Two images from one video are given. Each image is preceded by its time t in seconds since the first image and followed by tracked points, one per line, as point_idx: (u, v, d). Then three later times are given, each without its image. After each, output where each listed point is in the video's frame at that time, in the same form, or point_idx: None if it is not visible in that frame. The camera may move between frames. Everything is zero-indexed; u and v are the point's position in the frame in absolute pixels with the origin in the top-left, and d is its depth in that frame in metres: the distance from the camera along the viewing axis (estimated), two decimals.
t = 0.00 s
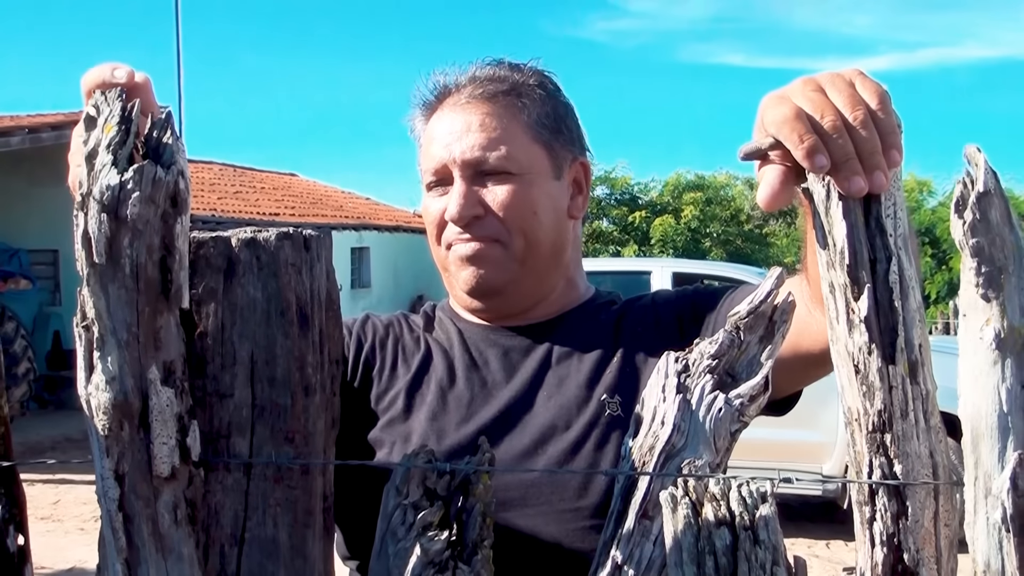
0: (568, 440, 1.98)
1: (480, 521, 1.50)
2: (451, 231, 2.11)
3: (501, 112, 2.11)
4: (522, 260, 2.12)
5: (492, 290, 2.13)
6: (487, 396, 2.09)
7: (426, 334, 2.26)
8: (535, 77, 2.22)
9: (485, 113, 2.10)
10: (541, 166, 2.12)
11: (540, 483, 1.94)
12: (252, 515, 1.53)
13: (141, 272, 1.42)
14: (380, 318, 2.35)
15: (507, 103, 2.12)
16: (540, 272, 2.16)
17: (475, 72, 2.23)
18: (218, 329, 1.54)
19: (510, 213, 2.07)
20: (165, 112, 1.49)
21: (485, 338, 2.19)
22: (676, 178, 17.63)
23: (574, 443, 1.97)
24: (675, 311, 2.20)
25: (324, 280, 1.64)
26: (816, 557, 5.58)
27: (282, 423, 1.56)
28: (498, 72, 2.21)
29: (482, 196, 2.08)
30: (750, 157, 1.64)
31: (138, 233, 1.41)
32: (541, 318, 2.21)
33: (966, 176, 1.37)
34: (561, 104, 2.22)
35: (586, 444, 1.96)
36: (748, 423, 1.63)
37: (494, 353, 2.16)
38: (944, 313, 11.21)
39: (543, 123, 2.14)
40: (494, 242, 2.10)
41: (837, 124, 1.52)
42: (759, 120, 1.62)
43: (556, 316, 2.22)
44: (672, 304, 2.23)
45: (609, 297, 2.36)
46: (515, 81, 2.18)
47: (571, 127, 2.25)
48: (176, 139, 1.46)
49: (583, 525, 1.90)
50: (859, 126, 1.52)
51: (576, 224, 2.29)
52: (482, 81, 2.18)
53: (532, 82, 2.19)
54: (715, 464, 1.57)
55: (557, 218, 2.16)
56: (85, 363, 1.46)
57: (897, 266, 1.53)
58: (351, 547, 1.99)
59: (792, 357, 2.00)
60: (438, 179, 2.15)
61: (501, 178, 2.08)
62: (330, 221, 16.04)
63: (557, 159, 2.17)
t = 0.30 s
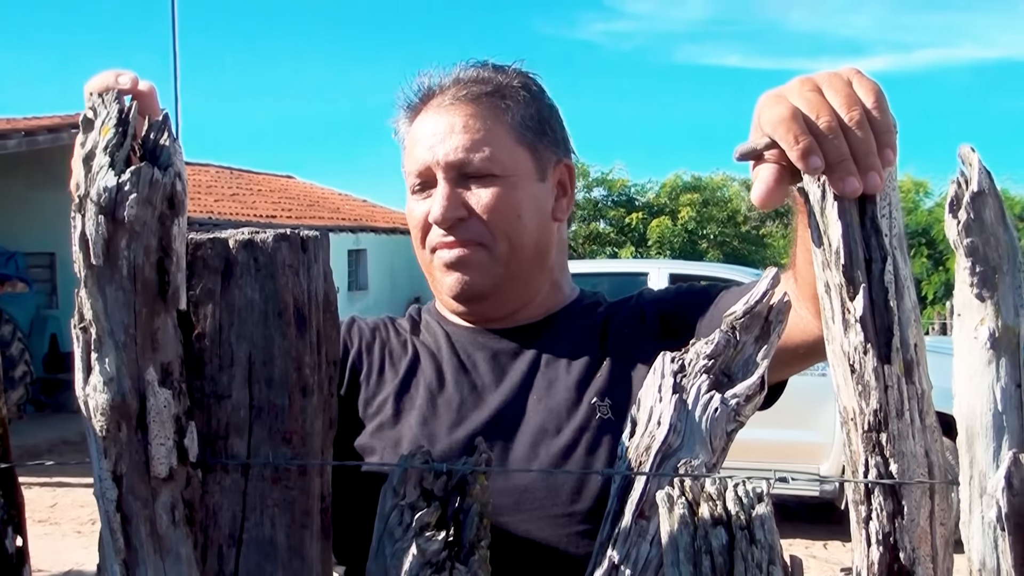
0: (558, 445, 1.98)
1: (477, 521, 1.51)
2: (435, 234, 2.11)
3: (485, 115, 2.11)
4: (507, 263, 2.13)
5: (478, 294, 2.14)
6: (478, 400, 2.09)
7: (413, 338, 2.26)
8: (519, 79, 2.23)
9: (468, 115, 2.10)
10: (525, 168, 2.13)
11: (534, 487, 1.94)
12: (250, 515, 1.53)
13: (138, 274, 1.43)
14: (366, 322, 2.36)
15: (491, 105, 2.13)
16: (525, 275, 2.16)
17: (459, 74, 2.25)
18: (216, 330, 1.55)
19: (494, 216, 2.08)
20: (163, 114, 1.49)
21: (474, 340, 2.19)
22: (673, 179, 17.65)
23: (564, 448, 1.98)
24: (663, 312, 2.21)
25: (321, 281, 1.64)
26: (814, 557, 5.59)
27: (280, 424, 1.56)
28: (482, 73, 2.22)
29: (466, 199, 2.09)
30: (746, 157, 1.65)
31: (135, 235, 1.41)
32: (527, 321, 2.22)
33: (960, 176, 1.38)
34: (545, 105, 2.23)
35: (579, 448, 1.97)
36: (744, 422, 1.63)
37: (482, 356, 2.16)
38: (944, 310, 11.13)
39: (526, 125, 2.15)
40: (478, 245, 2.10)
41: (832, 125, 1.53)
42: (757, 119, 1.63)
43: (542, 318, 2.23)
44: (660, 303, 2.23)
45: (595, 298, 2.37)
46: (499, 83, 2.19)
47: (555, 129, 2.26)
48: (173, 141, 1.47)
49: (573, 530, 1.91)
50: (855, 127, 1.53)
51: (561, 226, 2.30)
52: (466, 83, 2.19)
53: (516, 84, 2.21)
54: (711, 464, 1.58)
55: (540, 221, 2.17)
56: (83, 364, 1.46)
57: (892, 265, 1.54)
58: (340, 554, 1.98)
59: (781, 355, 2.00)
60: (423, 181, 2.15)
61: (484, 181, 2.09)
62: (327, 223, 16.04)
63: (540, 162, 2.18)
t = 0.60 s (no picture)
0: (536, 451, 1.98)
1: (474, 523, 1.52)
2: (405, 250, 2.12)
3: (449, 128, 2.12)
4: (479, 276, 2.14)
5: (453, 306, 2.16)
6: (455, 407, 2.09)
7: (391, 346, 2.26)
8: (482, 87, 2.24)
9: (432, 129, 2.11)
10: (492, 178, 2.14)
11: (514, 494, 1.94)
12: (248, 517, 1.53)
13: (135, 276, 1.43)
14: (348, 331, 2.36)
15: (455, 116, 2.13)
16: (497, 286, 2.18)
17: (423, 84, 2.26)
18: (213, 332, 1.55)
19: (462, 229, 2.09)
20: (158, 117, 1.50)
21: (450, 348, 2.19)
22: (670, 180, 17.67)
23: (542, 455, 1.98)
24: (638, 319, 2.22)
25: (319, 283, 1.64)
26: (811, 558, 5.60)
27: (277, 426, 1.56)
28: (445, 84, 2.23)
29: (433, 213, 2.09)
30: (742, 158, 1.65)
31: (132, 237, 1.42)
32: (505, 328, 2.23)
33: (955, 176, 1.39)
34: (509, 112, 2.23)
35: (557, 454, 1.97)
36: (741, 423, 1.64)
37: (459, 363, 2.16)
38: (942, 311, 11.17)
39: (491, 135, 2.16)
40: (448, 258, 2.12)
41: (828, 124, 1.53)
42: (753, 119, 1.63)
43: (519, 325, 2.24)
44: (636, 309, 2.24)
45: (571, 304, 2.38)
46: (462, 93, 2.20)
47: (521, 135, 2.27)
48: (169, 144, 1.47)
49: (549, 537, 1.90)
50: (852, 127, 1.53)
51: (533, 232, 2.31)
52: (427, 95, 2.20)
53: (478, 92, 2.21)
54: (708, 464, 1.58)
55: (510, 229, 2.18)
56: (80, 366, 1.46)
57: (888, 266, 1.54)
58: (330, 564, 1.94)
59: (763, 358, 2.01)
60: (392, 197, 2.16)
61: (452, 194, 2.09)
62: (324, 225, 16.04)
63: (507, 170, 2.19)
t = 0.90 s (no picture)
0: (522, 451, 1.98)
1: (474, 526, 1.51)
2: (389, 261, 2.13)
3: (427, 137, 2.11)
4: (463, 284, 2.15)
5: (438, 313, 2.16)
6: (441, 408, 2.09)
7: (384, 348, 2.25)
8: (459, 94, 2.24)
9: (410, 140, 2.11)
10: (473, 185, 2.14)
11: (500, 495, 1.94)
12: (247, 523, 1.53)
13: (133, 281, 1.43)
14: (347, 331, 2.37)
15: (432, 126, 2.13)
16: (484, 292, 2.18)
17: (399, 95, 2.26)
18: (211, 337, 1.54)
19: (443, 237, 2.09)
20: (155, 118, 1.48)
21: (436, 349, 2.19)
22: (668, 181, 17.66)
23: (527, 456, 1.98)
24: (624, 321, 2.22)
25: (316, 287, 1.64)
26: (810, 559, 5.60)
27: (276, 431, 1.56)
28: (422, 93, 2.24)
29: (415, 223, 2.10)
30: (741, 161, 1.65)
31: (130, 242, 1.41)
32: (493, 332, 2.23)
33: (953, 179, 1.38)
34: (487, 119, 2.23)
35: (543, 454, 1.97)
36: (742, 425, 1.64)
37: (445, 364, 2.16)
38: (937, 313, 11.31)
39: (471, 142, 2.15)
40: (431, 267, 2.12)
41: (828, 127, 1.53)
42: (754, 122, 1.62)
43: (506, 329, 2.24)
44: (624, 312, 2.24)
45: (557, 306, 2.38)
46: (439, 102, 2.20)
47: (503, 139, 2.26)
48: (167, 148, 1.46)
49: (538, 536, 1.90)
50: (851, 130, 1.53)
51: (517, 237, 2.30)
52: (404, 106, 2.20)
53: (455, 99, 2.22)
54: (709, 467, 1.57)
55: (492, 235, 2.18)
56: (78, 372, 1.44)
57: (888, 268, 1.54)
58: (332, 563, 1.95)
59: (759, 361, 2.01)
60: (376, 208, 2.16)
61: (433, 204, 2.10)
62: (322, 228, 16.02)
63: (489, 177, 2.18)
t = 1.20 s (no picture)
0: (542, 452, 1.99)
1: (475, 530, 1.52)
2: (408, 262, 2.14)
3: (443, 139, 2.11)
4: (481, 285, 2.15)
5: (456, 314, 2.16)
6: (459, 408, 2.09)
7: (404, 347, 2.24)
8: (474, 95, 2.24)
9: (426, 142, 2.11)
10: (490, 185, 2.14)
11: (519, 496, 1.94)
12: (248, 525, 1.53)
13: (135, 284, 1.43)
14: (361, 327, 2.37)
15: (448, 127, 2.13)
16: (501, 292, 2.18)
17: (415, 96, 2.27)
18: (213, 340, 1.54)
19: (462, 238, 2.10)
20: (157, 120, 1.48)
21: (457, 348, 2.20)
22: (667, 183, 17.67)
23: (548, 456, 1.99)
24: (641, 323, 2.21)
25: (318, 290, 1.66)
26: (809, 561, 5.60)
27: (277, 433, 1.56)
28: (439, 93, 2.24)
29: (432, 225, 2.10)
30: (742, 167, 1.65)
31: (132, 245, 1.42)
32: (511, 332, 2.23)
33: (954, 185, 1.39)
34: (503, 119, 2.22)
35: (564, 455, 1.98)
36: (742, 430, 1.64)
37: (464, 365, 2.17)
38: (938, 313, 11.30)
39: (487, 143, 2.15)
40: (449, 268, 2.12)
41: (829, 132, 1.53)
42: (755, 127, 1.63)
43: (525, 329, 2.24)
44: (639, 311, 2.23)
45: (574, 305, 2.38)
46: (455, 102, 2.20)
47: (519, 139, 2.26)
48: (169, 152, 1.47)
49: (558, 536, 1.91)
50: (852, 135, 1.54)
51: (535, 236, 2.30)
52: (421, 106, 2.21)
53: (471, 100, 2.22)
54: (709, 471, 1.58)
55: (511, 235, 2.18)
56: (80, 375, 1.45)
57: (888, 273, 1.54)
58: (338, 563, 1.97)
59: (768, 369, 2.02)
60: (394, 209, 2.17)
61: (449, 206, 2.10)
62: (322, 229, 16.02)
63: (506, 177, 2.18)
